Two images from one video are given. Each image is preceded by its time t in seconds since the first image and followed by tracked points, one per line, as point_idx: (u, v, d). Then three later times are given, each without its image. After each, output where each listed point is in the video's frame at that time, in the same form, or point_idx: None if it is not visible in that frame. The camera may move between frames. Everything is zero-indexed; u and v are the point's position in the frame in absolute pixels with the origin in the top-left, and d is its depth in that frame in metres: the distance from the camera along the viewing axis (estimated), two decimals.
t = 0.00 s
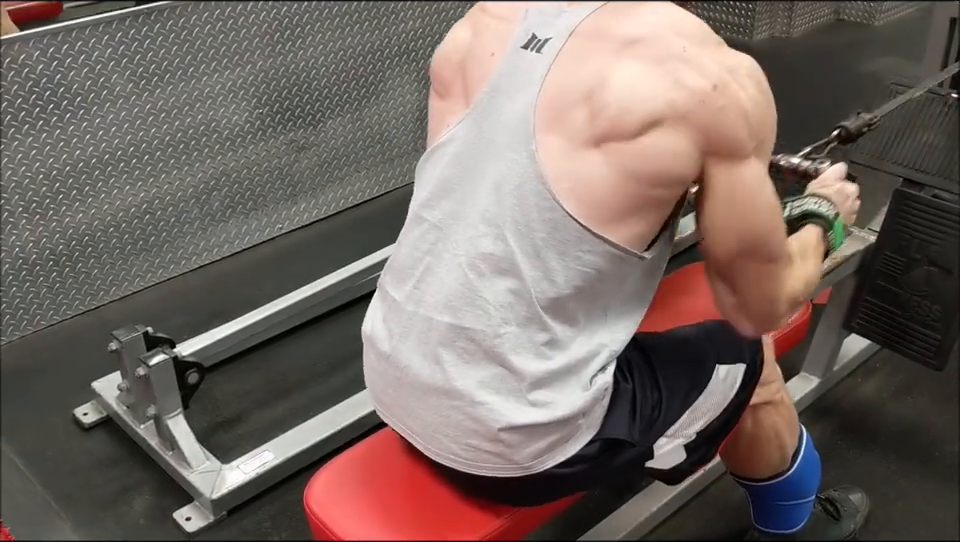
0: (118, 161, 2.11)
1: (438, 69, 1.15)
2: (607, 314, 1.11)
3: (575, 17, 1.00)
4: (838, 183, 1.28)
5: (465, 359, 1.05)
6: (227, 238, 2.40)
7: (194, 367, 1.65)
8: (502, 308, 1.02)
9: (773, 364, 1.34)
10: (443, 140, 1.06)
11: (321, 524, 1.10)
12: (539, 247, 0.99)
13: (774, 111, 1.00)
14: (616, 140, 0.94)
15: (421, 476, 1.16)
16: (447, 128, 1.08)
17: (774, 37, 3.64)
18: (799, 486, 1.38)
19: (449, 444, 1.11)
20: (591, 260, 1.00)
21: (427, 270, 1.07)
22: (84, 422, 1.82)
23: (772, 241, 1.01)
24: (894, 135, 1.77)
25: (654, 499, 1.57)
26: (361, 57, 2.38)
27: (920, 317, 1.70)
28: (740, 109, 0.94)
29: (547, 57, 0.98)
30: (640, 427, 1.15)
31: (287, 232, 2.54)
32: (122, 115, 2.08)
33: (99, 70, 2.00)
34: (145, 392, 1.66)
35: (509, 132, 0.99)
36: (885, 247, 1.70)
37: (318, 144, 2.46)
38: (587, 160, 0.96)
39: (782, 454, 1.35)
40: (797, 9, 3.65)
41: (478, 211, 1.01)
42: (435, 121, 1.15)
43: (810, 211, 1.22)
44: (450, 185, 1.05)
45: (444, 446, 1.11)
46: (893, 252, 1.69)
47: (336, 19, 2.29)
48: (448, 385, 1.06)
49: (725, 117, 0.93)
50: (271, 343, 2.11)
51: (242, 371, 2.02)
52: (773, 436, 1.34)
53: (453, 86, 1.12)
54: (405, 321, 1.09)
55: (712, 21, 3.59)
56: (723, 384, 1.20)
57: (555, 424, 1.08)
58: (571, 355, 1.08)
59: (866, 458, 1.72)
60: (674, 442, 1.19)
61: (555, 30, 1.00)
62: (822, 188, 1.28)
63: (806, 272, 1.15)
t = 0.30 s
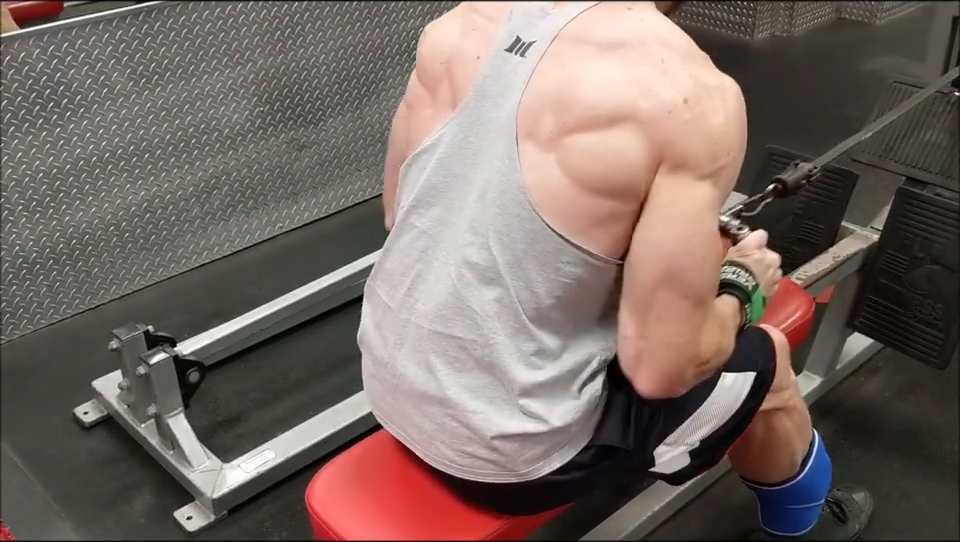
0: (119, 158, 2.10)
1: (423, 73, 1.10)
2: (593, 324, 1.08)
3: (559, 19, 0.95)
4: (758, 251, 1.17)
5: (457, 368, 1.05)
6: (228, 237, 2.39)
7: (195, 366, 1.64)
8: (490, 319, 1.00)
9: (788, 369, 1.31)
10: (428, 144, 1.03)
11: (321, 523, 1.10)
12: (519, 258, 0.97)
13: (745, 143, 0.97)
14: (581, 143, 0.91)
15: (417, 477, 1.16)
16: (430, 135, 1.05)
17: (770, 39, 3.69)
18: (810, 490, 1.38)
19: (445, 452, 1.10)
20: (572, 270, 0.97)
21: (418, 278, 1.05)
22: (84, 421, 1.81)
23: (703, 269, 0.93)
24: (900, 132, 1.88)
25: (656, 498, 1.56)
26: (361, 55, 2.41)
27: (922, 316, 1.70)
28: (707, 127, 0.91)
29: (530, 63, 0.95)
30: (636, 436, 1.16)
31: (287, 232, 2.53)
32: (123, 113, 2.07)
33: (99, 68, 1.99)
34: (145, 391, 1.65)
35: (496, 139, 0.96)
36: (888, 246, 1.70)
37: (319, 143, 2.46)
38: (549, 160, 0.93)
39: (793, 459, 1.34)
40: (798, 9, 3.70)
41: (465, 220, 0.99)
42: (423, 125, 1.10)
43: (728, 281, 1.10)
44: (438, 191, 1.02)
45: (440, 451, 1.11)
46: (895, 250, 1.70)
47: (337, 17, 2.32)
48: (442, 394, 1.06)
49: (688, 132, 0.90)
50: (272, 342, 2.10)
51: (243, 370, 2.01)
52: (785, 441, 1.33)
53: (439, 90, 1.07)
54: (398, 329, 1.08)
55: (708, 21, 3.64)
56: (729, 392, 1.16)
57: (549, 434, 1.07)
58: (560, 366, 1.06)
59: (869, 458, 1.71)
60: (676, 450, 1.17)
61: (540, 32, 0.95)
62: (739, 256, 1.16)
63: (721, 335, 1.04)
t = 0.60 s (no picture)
0: (121, 158, 2.10)
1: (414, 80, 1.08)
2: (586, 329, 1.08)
3: (549, 23, 0.95)
4: (724, 269, 1.17)
5: (459, 376, 1.05)
6: (230, 237, 2.39)
7: (198, 366, 1.65)
8: (490, 325, 1.00)
9: (792, 368, 1.28)
10: (421, 151, 1.03)
11: (324, 521, 1.10)
12: (514, 263, 0.97)
13: (732, 153, 0.96)
14: (561, 140, 0.92)
15: (418, 479, 1.16)
16: (424, 141, 1.04)
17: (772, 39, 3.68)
18: (815, 490, 1.38)
19: (449, 461, 1.10)
20: (564, 274, 0.98)
21: (418, 286, 1.05)
22: (87, 421, 1.82)
23: (667, 268, 0.92)
24: (901, 131, 1.88)
25: (660, 498, 1.57)
26: (363, 55, 2.41)
27: (925, 316, 1.70)
28: (687, 126, 0.91)
29: (521, 68, 0.94)
30: (642, 441, 1.16)
31: (288, 232, 2.54)
32: (126, 113, 2.08)
33: (102, 68, 2.00)
34: (148, 391, 1.66)
35: (489, 144, 0.96)
36: (890, 246, 1.70)
37: (320, 143, 2.46)
38: (529, 158, 0.94)
39: (798, 459, 1.34)
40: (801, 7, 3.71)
41: (462, 227, 0.99)
42: (419, 131, 1.08)
43: (695, 296, 1.09)
44: (434, 200, 1.02)
45: (447, 460, 1.10)
46: (898, 251, 1.70)
47: (337, 17, 2.33)
48: (445, 402, 1.06)
49: (667, 133, 0.90)
50: (274, 342, 2.10)
51: (245, 370, 2.02)
52: (789, 441, 1.32)
53: (433, 95, 1.05)
54: (400, 337, 1.08)
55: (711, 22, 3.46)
56: (733, 391, 1.17)
57: (554, 439, 1.08)
58: (560, 371, 1.07)
59: (872, 459, 1.71)
60: (682, 451, 1.17)
61: (530, 37, 0.95)
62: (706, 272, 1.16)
63: (687, 344, 1.02)
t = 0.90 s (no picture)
0: (122, 158, 2.10)
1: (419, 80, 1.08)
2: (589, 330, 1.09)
3: (554, 23, 0.95)
4: (725, 270, 1.17)
5: (461, 375, 1.05)
6: (231, 237, 2.39)
7: (199, 366, 1.65)
8: (491, 325, 1.00)
9: (793, 369, 1.28)
10: (425, 150, 1.03)
11: (326, 521, 1.10)
12: (516, 263, 0.97)
13: (733, 155, 0.96)
14: (563, 141, 0.92)
15: (420, 479, 1.16)
16: (428, 141, 1.04)
17: (772, 39, 3.70)
18: (817, 490, 1.38)
19: (450, 460, 1.10)
20: (566, 273, 0.98)
21: (420, 285, 1.05)
22: (88, 421, 1.82)
23: (666, 270, 0.92)
24: (903, 131, 1.88)
25: (662, 498, 1.57)
26: (363, 56, 2.42)
27: (925, 317, 1.70)
28: (689, 127, 0.91)
29: (525, 69, 0.94)
30: (644, 440, 1.15)
31: (290, 232, 2.54)
32: (128, 113, 2.08)
33: (104, 69, 2.00)
34: (149, 391, 1.66)
35: (493, 145, 0.96)
36: (891, 246, 1.70)
37: (322, 143, 2.46)
38: (531, 159, 0.94)
39: (799, 459, 1.34)
40: (800, 9, 3.73)
41: (465, 227, 0.99)
42: (424, 129, 1.08)
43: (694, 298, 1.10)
44: (437, 198, 1.02)
45: (449, 458, 1.10)
46: (899, 251, 1.70)
47: (339, 18, 2.33)
48: (447, 400, 1.06)
49: (668, 135, 0.90)
50: (275, 342, 2.11)
51: (246, 370, 2.02)
52: (790, 442, 1.32)
53: (437, 93, 1.05)
54: (401, 335, 1.08)
55: (709, 21, 3.52)
56: (734, 392, 1.17)
57: (555, 438, 1.08)
58: (562, 370, 1.07)
59: (874, 460, 1.71)
60: (682, 451, 1.18)
61: (535, 37, 0.95)
62: (707, 273, 1.17)
63: (686, 345, 1.02)
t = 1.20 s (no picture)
0: (122, 159, 2.10)
1: (417, 80, 1.09)
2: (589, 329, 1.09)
3: (552, 23, 0.95)
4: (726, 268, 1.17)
5: (461, 374, 1.05)
6: (231, 237, 2.39)
7: (199, 366, 1.64)
8: (492, 325, 1.00)
9: (792, 368, 1.28)
10: (424, 150, 1.03)
11: (326, 521, 1.10)
12: (517, 262, 0.97)
13: (732, 152, 0.96)
14: (561, 140, 0.92)
15: (420, 478, 1.16)
16: (426, 140, 1.04)
17: (771, 39, 3.72)
18: (817, 489, 1.38)
19: (451, 459, 1.10)
20: (566, 273, 0.98)
21: (420, 285, 1.05)
22: (89, 420, 1.82)
23: (666, 269, 0.92)
24: (903, 131, 1.89)
25: (662, 498, 1.56)
26: (363, 55, 2.42)
27: (926, 317, 1.70)
28: (687, 126, 0.91)
29: (523, 68, 0.95)
30: (645, 439, 1.15)
31: (290, 232, 2.54)
32: (128, 113, 2.08)
33: (104, 68, 2.00)
34: (149, 390, 1.66)
35: (491, 144, 0.96)
36: (892, 246, 1.70)
37: (322, 143, 2.46)
38: (530, 158, 0.94)
39: (799, 458, 1.34)
40: (800, 9, 3.74)
41: (465, 226, 0.99)
42: (423, 129, 1.08)
43: (695, 296, 1.10)
44: (437, 198, 1.02)
45: (450, 457, 1.10)
46: (900, 251, 1.70)
47: (339, 17, 2.34)
48: (447, 400, 1.06)
49: (666, 133, 0.90)
50: (275, 341, 2.11)
51: (246, 370, 2.02)
52: (790, 441, 1.32)
53: (436, 93, 1.05)
54: (401, 335, 1.08)
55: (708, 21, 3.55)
56: (735, 390, 1.17)
57: (556, 437, 1.08)
58: (563, 369, 1.06)
59: (875, 460, 1.71)
60: (683, 450, 1.18)
61: (533, 37, 0.95)
62: (708, 272, 1.16)
63: (687, 344, 1.02)
